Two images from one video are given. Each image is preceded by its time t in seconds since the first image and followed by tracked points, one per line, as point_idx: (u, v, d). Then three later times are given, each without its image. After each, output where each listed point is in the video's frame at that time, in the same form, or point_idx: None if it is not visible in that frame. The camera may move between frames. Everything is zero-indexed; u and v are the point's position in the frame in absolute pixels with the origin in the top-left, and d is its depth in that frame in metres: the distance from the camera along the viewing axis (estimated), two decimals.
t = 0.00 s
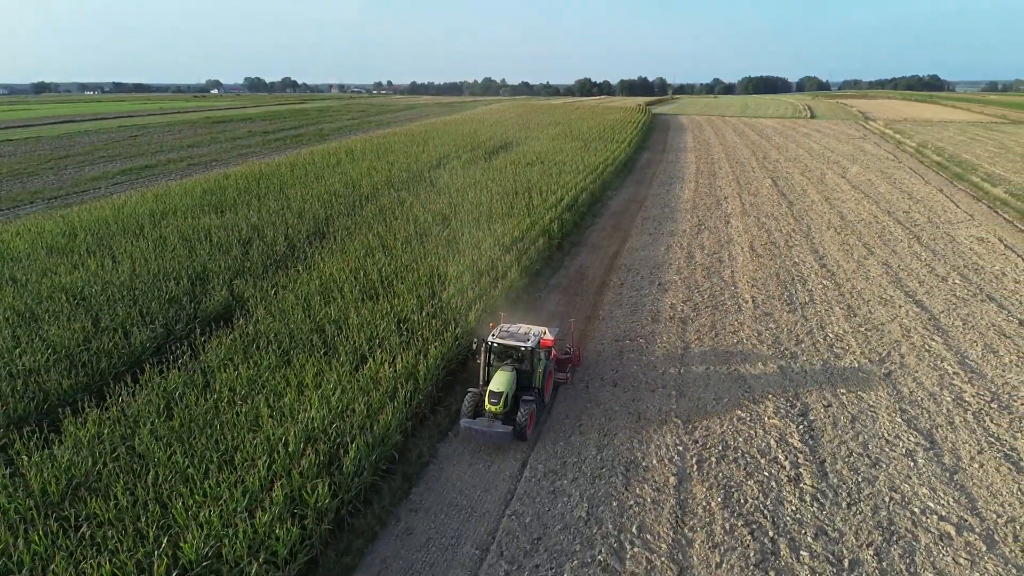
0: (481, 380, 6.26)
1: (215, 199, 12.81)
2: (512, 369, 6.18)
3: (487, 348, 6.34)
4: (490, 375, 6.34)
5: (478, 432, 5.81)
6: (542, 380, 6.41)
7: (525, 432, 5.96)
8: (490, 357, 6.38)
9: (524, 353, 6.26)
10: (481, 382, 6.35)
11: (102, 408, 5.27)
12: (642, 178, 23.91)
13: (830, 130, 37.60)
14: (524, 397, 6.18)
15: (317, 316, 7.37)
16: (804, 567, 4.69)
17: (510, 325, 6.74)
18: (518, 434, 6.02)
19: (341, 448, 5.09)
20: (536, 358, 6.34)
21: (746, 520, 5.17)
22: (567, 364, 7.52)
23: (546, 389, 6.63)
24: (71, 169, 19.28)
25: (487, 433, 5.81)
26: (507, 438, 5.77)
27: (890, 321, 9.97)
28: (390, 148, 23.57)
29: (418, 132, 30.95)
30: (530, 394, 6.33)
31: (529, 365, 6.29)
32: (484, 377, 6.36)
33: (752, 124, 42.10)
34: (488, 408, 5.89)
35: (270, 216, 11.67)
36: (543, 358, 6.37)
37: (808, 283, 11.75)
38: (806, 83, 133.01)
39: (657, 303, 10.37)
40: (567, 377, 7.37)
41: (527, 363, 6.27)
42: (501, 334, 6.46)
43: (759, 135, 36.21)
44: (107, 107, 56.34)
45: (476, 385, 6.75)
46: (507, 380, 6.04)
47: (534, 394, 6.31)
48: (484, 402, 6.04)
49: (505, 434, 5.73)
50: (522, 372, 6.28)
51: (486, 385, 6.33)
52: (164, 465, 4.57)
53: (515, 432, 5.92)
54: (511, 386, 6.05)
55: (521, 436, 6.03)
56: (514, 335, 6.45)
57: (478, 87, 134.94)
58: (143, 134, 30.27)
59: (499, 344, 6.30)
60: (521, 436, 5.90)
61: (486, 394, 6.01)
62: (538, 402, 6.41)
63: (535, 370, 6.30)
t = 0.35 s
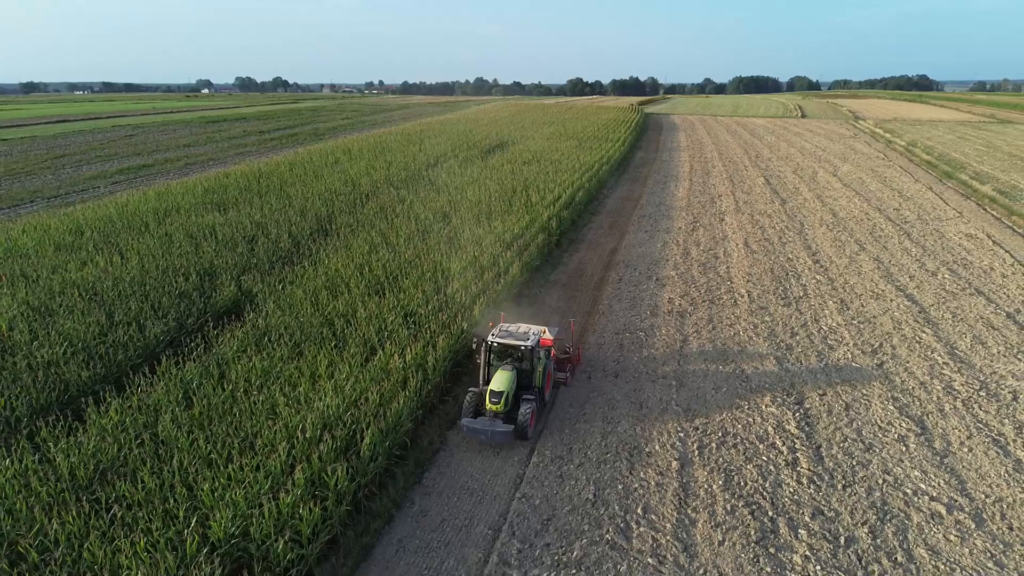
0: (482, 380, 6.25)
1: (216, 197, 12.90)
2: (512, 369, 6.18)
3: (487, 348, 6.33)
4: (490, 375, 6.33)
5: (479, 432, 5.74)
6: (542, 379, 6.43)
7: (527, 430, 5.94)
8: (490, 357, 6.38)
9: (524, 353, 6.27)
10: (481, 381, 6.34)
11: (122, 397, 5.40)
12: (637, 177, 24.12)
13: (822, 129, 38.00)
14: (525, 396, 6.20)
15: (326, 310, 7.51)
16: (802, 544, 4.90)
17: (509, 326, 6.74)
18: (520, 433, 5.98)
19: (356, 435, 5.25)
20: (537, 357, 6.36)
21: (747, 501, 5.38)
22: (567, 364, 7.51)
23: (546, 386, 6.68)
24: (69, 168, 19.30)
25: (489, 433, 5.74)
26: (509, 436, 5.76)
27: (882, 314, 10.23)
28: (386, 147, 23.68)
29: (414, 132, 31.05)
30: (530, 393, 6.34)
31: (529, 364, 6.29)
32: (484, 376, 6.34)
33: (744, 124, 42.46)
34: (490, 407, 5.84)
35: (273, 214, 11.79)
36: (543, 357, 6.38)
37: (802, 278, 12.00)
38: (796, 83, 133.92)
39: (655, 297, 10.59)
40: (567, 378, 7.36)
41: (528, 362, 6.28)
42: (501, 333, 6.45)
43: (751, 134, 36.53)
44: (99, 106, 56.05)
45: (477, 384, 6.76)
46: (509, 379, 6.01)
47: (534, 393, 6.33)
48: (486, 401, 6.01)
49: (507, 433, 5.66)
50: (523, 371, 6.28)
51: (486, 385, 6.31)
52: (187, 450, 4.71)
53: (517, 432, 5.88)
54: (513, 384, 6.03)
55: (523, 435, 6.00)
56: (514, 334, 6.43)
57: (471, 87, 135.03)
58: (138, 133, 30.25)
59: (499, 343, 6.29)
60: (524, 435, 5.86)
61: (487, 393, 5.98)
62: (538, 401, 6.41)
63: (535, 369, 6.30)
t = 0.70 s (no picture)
0: (483, 380, 6.23)
1: (217, 196, 12.99)
2: (513, 369, 6.15)
3: (488, 348, 6.29)
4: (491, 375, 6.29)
5: (480, 433, 5.76)
6: (542, 380, 6.38)
7: (528, 431, 5.92)
8: (490, 357, 6.34)
9: (524, 353, 6.24)
10: (481, 381, 6.30)
11: (141, 389, 5.53)
12: (632, 175, 24.36)
13: (812, 128, 38.40)
14: (525, 396, 6.13)
15: (333, 305, 7.66)
16: (800, 524, 5.11)
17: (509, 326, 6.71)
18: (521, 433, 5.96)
19: (370, 422, 5.40)
20: (538, 358, 6.34)
21: (746, 485, 5.59)
22: (566, 363, 7.41)
23: (546, 388, 6.62)
24: (66, 168, 19.27)
25: (490, 432, 5.75)
26: (510, 436, 5.75)
27: (874, 308, 10.50)
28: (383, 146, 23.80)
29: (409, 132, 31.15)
30: (531, 393, 6.31)
31: (530, 365, 6.26)
32: (484, 376, 6.29)
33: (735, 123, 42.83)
34: (491, 407, 5.85)
35: (275, 213, 11.91)
36: (544, 358, 6.35)
37: (796, 274, 12.25)
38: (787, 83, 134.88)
39: (653, 293, 10.80)
40: (566, 378, 7.27)
41: (529, 362, 6.25)
42: (501, 334, 6.42)
43: (743, 134, 36.90)
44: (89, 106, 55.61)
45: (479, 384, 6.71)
46: (510, 379, 6.00)
47: (535, 393, 6.29)
48: (487, 402, 6.00)
49: (508, 434, 5.69)
50: (523, 372, 6.25)
51: (487, 385, 6.28)
52: (209, 437, 4.86)
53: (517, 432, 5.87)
54: (514, 385, 6.02)
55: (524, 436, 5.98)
56: (515, 334, 6.41)
57: (464, 87, 135.09)
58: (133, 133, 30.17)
59: (500, 343, 6.27)
60: (524, 435, 5.86)
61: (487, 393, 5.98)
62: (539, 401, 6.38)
63: (536, 369, 6.28)
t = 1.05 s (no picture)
0: (482, 380, 6.22)
1: (216, 195, 13.06)
2: (512, 369, 6.14)
3: (486, 348, 6.26)
4: (490, 375, 6.28)
5: (480, 433, 5.77)
6: (542, 379, 6.37)
7: (527, 431, 5.91)
8: (489, 357, 6.31)
9: (524, 353, 6.21)
10: (480, 381, 6.29)
11: (156, 381, 5.67)
12: (624, 174, 24.60)
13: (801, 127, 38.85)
14: (524, 396, 6.09)
15: (338, 300, 7.81)
16: (795, 505, 5.34)
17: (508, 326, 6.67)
18: (521, 433, 5.96)
19: (381, 412, 5.57)
20: (537, 357, 6.33)
21: (743, 469, 5.82)
22: (564, 363, 7.30)
23: (546, 387, 6.68)
24: (60, 167, 19.20)
25: (491, 432, 5.79)
26: (511, 436, 5.77)
27: (863, 302, 10.78)
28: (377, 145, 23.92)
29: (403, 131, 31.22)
30: (531, 393, 6.28)
31: (529, 364, 6.25)
32: (483, 376, 6.28)
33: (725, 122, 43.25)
34: (490, 407, 5.88)
35: (275, 211, 12.01)
36: (543, 358, 6.33)
37: (787, 269, 12.52)
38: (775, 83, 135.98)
39: (648, 288, 11.02)
40: (564, 377, 7.20)
41: (527, 362, 6.23)
42: (500, 334, 6.39)
43: (733, 133, 37.30)
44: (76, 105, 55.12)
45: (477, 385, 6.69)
46: (510, 379, 6.00)
47: (535, 393, 6.25)
48: (486, 402, 6.01)
49: (508, 434, 5.70)
50: (522, 372, 6.23)
51: (486, 385, 6.26)
52: (227, 425, 5.01)
53: (517, 432, 5.89)
54: (513, 384, 6.01)
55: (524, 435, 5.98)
56: (513, 334, 6.40)
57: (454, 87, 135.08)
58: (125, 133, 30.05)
59: (499, 344, 6.24)
60: (525, 434, 5.88)
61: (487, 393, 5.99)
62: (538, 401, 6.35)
63: (535, 369, 6.25)
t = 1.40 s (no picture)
0: (481, 381, 6.16)
1: (214, 194, 13.13)
2: (511, 369, 6.09)
3: (484, 349, 6.22)
4: (488, 375, 6.21)
5: (480, 432, 5.74)
6: (540, 378, 6.33)
7: (527, 430, 5.86)
8: (488, 357, 6.28)
9: (522, 353, 6.19)
10: (479, 382, 6.24)
11: (169, 372, 5.80)
12: (616, 173, 24.87)
13: (789, 127, 39.30)
14: (523, 395, 6.04)
15: (342, 295, 7.95)
16: (789, 486, 5.57)
17: (505, 327, 6.65)
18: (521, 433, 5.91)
19: (390, 401, 5.73)
20: (535, 357, 6.30)
21: (739, 453, 6.04)
22: (562, 362, 7.25)
23: (546, 385, 6.81)
24: (53, 167, 19.11)
25: (490, 432, 5.73)
26: (511, 435, 5.73)
27: (852, 296, 11.06)
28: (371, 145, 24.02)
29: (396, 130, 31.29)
30: (529, 393, 6.21)
31: (527, 364, 6.23)
32: (481, 376, 6.23)
33: (714, 122, 43.67)
34: (490, 407, 5.78)
35: (274, 209, 12.11)
36: (541, 357, 6.30)
37: (778, 265, 12.79)
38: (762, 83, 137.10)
39: (643, 283, 11.25)
40: (561, 377, 7.12)
41: (525, 361, 6.21)
42: (497, 334, 6.37)
43: (723, 133, 37.70)
44: (62, 105, 54.47)
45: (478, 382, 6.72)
46: (508, 378, 5.91)
47: (534, 393, 6.18)
48: (486, 402, 5.94)
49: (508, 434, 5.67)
50: (521, 371, 6.20)
51: (485, 385, 6.21)
52: (242, 413, 5.17)
53: (517, 431, 5.82)
54: (512, 384, 5.96)
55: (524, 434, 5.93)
56: (511, 334, 6.38)
57: (444, 87, 135.10)
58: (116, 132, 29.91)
59: (497, 343, 6.21)
60: (525, 433, 5.81)
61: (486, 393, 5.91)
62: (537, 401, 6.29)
63: (533, 368, 6.22)
